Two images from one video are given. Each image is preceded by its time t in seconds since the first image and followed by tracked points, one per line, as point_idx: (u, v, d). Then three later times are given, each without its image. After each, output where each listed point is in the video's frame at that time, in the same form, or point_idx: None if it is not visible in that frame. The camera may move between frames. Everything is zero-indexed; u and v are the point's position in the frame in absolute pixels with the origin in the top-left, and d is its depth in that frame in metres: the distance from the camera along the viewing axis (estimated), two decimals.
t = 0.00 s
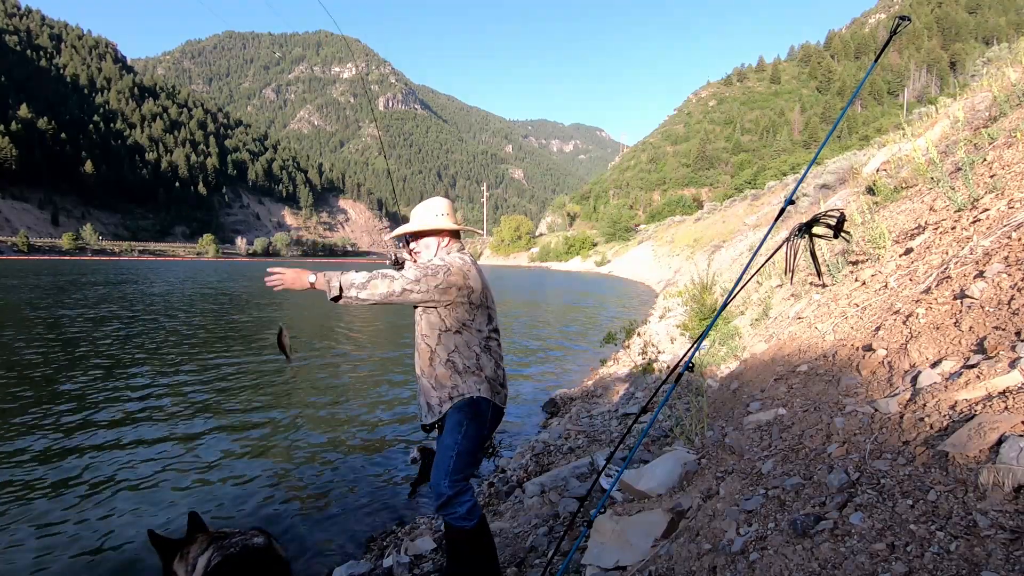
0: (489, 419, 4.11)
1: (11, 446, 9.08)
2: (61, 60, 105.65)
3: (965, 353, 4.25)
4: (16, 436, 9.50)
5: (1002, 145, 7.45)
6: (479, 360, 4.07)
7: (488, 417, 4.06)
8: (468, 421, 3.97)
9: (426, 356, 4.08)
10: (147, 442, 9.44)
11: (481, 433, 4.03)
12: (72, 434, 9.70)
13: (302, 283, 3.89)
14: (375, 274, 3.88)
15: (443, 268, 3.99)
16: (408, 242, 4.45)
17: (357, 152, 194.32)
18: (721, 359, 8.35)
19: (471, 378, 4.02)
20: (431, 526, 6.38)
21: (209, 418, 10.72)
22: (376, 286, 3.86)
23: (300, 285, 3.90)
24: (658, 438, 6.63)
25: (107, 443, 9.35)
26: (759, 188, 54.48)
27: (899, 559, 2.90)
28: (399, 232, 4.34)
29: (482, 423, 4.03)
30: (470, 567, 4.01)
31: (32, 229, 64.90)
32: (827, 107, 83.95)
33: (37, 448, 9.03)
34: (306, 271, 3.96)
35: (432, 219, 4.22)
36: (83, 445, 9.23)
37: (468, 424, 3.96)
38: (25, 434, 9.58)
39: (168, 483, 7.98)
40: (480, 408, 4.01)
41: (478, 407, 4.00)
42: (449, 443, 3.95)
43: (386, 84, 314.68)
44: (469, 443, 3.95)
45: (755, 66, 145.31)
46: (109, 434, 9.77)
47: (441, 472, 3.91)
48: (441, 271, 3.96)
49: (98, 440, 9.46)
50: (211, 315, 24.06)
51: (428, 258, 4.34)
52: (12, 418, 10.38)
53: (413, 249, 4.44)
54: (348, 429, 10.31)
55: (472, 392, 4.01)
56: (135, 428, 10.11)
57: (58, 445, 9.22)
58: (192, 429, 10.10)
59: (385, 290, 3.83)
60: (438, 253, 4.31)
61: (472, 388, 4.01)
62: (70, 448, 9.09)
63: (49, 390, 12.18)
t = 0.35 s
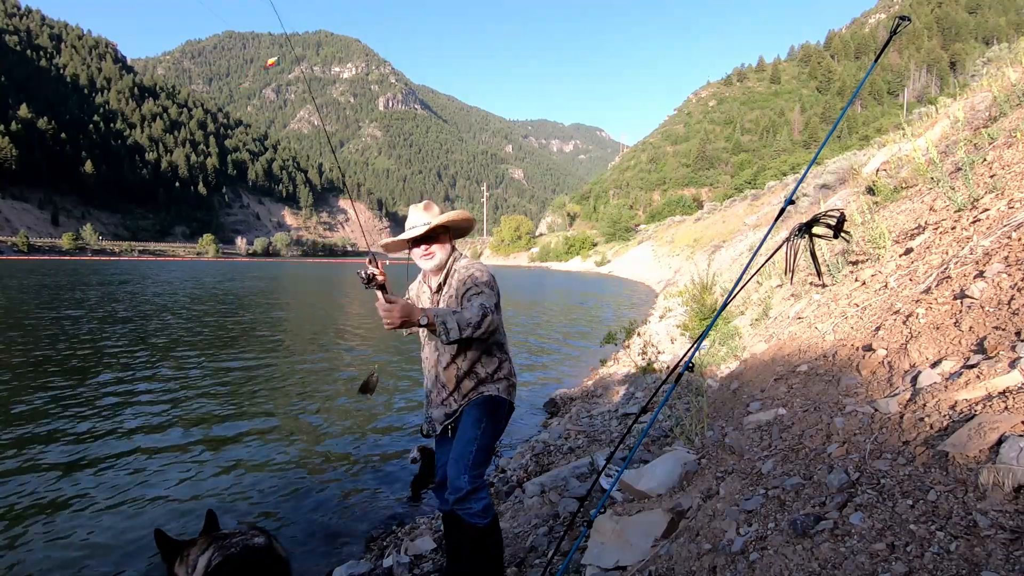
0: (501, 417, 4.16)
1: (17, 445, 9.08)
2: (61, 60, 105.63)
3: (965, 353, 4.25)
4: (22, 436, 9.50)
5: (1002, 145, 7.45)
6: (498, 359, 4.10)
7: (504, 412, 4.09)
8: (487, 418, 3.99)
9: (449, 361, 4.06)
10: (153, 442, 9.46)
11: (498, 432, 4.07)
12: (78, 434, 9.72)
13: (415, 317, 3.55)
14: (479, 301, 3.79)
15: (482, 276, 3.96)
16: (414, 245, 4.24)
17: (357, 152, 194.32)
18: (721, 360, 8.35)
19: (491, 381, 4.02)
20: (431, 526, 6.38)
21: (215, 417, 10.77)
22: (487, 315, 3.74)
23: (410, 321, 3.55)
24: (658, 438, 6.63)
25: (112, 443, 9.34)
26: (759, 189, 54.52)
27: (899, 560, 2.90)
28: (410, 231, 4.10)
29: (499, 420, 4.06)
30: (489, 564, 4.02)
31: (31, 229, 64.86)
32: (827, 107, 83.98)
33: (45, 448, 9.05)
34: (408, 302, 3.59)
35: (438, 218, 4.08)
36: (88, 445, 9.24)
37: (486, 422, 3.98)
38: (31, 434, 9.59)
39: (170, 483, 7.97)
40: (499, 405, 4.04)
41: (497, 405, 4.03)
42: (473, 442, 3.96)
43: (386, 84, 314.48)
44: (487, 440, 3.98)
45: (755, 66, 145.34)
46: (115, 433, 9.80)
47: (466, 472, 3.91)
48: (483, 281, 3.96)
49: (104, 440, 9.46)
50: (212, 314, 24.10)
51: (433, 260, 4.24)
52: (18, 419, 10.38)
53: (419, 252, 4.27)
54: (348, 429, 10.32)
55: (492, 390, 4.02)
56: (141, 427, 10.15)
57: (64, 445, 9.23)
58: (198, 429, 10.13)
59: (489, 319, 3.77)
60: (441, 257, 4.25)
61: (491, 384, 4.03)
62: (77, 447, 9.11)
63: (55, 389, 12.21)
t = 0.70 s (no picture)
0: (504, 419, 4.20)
1: (27, 447, 9.06)
2: (61, 60, 105.67)
3: (965, 353, 4.25)
4: (34, 436, 9.52)
5: (1002, 145, 7.44)
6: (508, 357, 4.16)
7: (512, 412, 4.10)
8: (498, 417, 4.00)
9: (475, 353, 4.02)
10: (164, 442, 9.46)
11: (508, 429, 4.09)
12: (89, 434, 9.72)
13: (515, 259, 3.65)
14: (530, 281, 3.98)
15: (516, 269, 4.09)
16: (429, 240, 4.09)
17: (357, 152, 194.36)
18: (721, 360, 8.35)
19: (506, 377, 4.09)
20: (431, 526, 6.38)
21: (223, 417, 10.78)
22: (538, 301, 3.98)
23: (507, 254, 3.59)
24: (658, 439, 6.63)
25: (121, 444, 9.33)
26: (759, 189, 54.54)
27: (899, 559, 2.90)
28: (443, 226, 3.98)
29: (507, 419, 4.06)
30: (495, 559, 3.99)
31: (32, 229, 64.92)
32: (827, 107, 83.97)
33: (56, 448, 9.04)
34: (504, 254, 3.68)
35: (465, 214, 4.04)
36: (98, 446, 9.22)
37: (498, 419, 4.00)
38: (42, 435, 9.61)
39: (177, 484, 7.95)
40: (507, 403, 4.06)
41: (507, 405, 4.06)
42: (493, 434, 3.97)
43: (386, 84, 314.54)
44: (495, 438, 3.97)
45: (755, 66, 145.25)
46: (125, 433, 9.80)
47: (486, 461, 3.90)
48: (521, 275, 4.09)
49: (114, 441, 9.47)
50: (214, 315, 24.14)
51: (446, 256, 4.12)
52: (26, 419, 10.39)
53: (434, 249, 4.13)
54: (349, 429, 10.31)
55: (504, 389, 4.07)
56: (152, 427, 10.18)
57: (73, 445, 9.22)
58: (207, 429, 10.14)
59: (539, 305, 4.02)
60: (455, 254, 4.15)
61: (502, 383, 4.07)
62: (88, 447, 9.13)
63: (61, 390, 12.22)
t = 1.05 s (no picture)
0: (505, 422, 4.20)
1: (34, 448, 9.06)
2: (61, 60, 105.66)
3: (965, 353, 4.25)
4: (41, 437, 9.53)
5: (1002, 145, 7.45)
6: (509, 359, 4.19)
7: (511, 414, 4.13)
8: (498, 420, 4.02)
9: (480, 352, 4.04)
10: (171, 442, 9.47)
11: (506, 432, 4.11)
12: (93, 435, 9.72)
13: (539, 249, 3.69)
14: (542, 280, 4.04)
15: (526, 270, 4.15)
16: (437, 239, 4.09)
17: (357, 152, 194.36)
18: (721, 359, 8.35)
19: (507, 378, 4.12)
20: (431, 526, 6.38)
21: (229, 417, 10.83)
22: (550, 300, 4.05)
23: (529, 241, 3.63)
24: (658, 438, 6.64)
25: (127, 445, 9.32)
26: (759, 189, 54.56)
27: (898, 559, 2.90)
28: (454, 226, 4.00)
29: (506, 422, 4.07)
30: (490, 559, 4.00)
31: (32, 229, 64.93)
32: (827, 107, 83.98)
33: (63, 450, 9.04)
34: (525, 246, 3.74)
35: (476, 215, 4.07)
36: (105, 446, 9.23)
37: (497, 422, 4.01)
38: (49, 435, 9.61)
39: (181, 484, 7.95)
40: (507, 406, 4.07)
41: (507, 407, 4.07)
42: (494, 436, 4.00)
43: (386, 84, 314.58)
44: (494, 441, 3.98)
45: (755, 66, 145.20)
46: (131, 434, 9.82)
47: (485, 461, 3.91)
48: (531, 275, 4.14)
49: (121, 440, 9.48)
50: (215, 315, 24.18)
51: (453, 257, 4.11)
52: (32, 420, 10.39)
53: (441, 250, 4.12)
54: (349, 429, 10.31)
55: (505, 391, 4.08)
56: (159, 427, 10.20)
57: (80, 446, 9.23)
58: (215, 429, 10.18)
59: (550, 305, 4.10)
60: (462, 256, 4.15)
61: (503, 385, 4.09)
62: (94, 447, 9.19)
63: (65, 390, 12.23)
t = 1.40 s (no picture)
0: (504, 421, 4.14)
1: (41, 449, 9.05)
2: (61, 60, 105.71)
3: (965, 353, 4.25)
4: (49, 438, 9.54)
5: (1002, 145, 7.44)
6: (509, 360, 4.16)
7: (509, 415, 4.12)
8: (495, 422, 4.00)
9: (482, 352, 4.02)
10: (179, 442, 9.48)
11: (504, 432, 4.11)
12: (96, 435, 9.72)
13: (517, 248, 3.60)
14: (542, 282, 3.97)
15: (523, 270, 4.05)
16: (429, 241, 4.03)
17: (357, 152, 194.50)
18: (721, 359, 8.34)
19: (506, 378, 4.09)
20: (431, 526, 6.38)
21: (236, 417, 10.84)
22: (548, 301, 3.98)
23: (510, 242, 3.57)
24: (658, 438, 6.64)
25: (132, 445, 9.34)
26: (759, 188, 54.60)
27: (898, 559, 2.90)
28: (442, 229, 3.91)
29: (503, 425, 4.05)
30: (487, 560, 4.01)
31: (32, 229, 64.94)
32: (827, 107, 84.05)
33: (71, 451, 9.02)
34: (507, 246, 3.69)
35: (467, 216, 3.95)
36: (113, 448, 9.20)
37: (492, 423, 3.96)
38: (58, 436, 9.63)
39: (185, 484, 7.96)
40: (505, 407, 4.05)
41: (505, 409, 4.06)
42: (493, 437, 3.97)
43: (386, 84, 314.74)
44: (492, 442, 3.97)
45: (755, 66, 145.23)
46: (138, 433, 9.83)
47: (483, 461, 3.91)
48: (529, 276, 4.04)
49: (130, 441, 9.47)
50: (215, 314, 24.21)
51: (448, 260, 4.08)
52: (39, 420, 10.39)
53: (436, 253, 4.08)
54: (348, 429, 10.35)
55: (504, 392, 4.06)
56: (166, 427, 10.21)
57: (89, 447, 9.24)
58: (223, 429, 10.21)
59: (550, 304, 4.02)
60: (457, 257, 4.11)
61: (501, 388, 4.07)
62: (97, 447, 9.23)
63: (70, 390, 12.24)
